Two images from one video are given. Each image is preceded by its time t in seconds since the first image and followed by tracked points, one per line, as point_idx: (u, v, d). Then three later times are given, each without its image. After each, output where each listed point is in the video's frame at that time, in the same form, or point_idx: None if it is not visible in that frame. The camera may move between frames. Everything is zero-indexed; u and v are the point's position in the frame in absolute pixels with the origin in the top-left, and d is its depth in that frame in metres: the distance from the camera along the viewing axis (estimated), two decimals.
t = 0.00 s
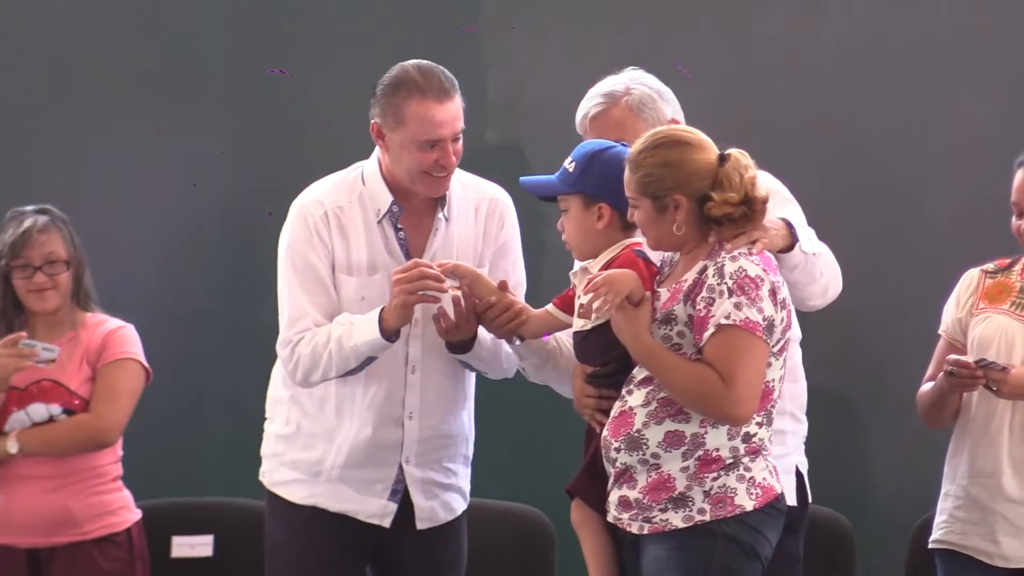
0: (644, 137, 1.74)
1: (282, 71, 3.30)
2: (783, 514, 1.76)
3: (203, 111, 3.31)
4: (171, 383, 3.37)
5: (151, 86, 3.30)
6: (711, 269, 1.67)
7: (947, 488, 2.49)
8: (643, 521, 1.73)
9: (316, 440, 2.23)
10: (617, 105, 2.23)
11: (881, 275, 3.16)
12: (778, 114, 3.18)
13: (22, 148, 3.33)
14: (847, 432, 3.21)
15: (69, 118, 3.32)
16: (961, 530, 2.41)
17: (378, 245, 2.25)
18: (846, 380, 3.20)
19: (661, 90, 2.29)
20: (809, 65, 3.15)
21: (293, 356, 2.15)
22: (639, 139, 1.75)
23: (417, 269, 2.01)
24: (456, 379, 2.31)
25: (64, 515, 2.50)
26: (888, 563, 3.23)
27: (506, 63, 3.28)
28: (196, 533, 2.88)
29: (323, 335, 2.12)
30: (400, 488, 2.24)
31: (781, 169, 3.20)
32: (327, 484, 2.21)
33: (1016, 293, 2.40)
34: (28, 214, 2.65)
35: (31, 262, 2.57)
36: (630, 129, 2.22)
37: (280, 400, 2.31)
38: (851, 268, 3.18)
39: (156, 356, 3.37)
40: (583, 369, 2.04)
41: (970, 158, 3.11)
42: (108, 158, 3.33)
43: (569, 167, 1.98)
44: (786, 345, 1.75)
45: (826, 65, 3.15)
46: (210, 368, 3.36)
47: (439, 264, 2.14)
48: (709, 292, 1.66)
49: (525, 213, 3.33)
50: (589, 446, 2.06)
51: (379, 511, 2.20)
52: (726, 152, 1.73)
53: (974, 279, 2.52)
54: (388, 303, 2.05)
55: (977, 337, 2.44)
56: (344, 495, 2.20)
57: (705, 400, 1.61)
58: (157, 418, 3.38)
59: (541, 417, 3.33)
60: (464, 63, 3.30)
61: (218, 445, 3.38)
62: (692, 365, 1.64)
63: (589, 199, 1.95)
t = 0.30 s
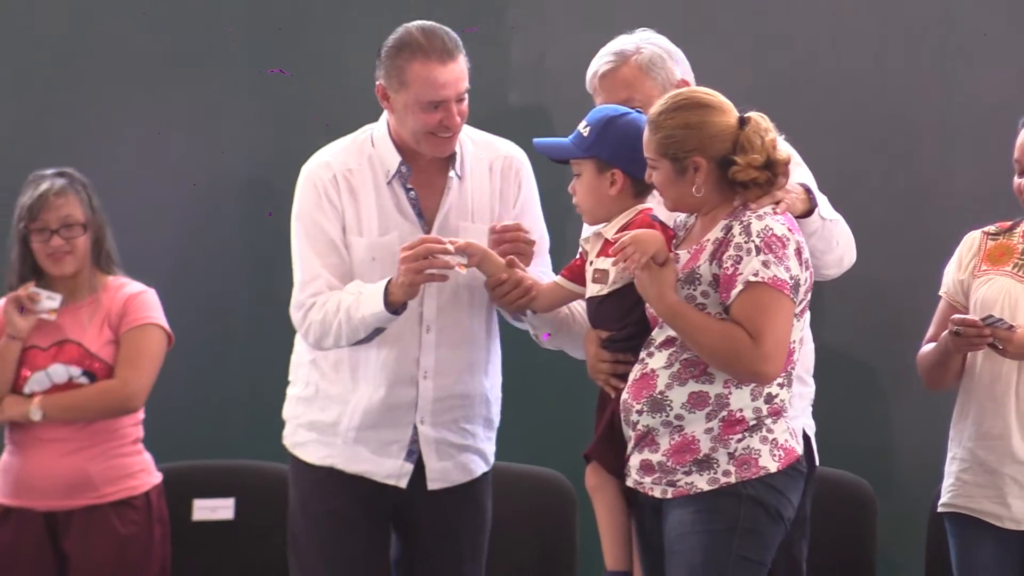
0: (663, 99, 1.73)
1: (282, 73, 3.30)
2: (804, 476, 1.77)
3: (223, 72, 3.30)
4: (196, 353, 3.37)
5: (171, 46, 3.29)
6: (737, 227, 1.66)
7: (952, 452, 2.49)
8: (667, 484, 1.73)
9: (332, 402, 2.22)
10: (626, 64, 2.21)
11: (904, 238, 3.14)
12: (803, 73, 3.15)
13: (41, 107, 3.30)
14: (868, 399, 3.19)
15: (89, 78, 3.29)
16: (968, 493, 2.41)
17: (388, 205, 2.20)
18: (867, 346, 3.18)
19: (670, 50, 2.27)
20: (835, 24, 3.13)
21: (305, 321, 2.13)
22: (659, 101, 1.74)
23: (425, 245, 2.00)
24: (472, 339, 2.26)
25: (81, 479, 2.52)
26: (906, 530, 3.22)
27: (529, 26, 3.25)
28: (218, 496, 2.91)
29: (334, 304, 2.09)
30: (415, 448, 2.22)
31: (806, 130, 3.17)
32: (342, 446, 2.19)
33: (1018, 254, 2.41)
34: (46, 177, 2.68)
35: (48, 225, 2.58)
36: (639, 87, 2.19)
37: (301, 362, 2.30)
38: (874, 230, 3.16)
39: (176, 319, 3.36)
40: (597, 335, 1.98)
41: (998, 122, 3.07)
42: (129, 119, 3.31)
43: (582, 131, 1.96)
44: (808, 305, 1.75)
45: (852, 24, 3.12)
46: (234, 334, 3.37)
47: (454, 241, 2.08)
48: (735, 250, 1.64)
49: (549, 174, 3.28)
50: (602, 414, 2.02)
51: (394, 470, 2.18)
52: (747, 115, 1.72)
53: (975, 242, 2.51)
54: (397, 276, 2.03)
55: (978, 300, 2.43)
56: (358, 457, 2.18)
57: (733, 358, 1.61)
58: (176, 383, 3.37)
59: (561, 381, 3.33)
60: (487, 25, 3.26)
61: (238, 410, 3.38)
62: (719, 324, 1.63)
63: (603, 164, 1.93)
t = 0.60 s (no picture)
0: (683, 90, 1.73)
1: (282, 71, 3.30)
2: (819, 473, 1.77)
3: (240, 65, 3.31)
4: (211, 350, 3.37)
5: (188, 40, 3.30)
6: (759, 218, 1.66)
7: (960, 456, 2.47)
8: (686, 480, 1.72)
9: (331, 400, 2.17)
10: (627, 60, 2.19)
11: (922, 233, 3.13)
12: (821, 65, 3.14)
13: (61, 99, 3.32)
14: (883, 396, 3.17)
15: (107, 71, 3.31)
16: (977, 497, 2.40)
17: (380, 193, 2.15)
18: (884, 342, 3.16)
19: (668, 45, 2.26)
20: (853, 17, 3.11)
21: (305, 320, 2.06)
22: (680, 91, 1.74)
23: (426, 266, 1.94)
24: (468, 319, 2.23)
25: (93, 476, 2.52)
26: (924, 527, 3.20)
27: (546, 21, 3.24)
28: (231, 492, 2.91)
29: (334, 309, 2.02)
30: (421, 432, 2.18)
31: (823, 123, 3.15)
32: (348, 441, 2.14)
33: (1012, 255, 2.39)
34: (61, 172, 2.69)
35: (61, 220, 2.60)
36: (641, 84, 2.18)
37: (292, 366, 2.24)
38: (892, 226, 3.14)
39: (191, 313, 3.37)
40: (606, 335, 1.94)
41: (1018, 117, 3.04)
42: (146, 112, 3.32)
43: (590, 131, 1.94)
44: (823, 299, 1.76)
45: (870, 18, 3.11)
46: (249, 331, 3.36)
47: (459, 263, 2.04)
48: (757, 240, 1.64)
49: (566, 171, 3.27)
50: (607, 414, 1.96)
51: (403, 458, 2.14)
52: (766, 109, 1.72)
53: (969, 245, 2.50)
54: (399, 293, 1.98)
55: (975, 303, 2.41)
56: (364, 449, 2.14)
57: (757, 347, 1.60)
58: (190, 376, 3.37)
59: (576, 378, 3.32)
60: (504, 20, 3.26)
61: (252, 405, 3.38)
62: (743, 312, 1.62)
63: (613, 165, 1.92)
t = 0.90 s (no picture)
0: (707, 87, 1.76)
1: (281, 71, 3.30)
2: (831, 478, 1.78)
3: (251, 71, 3.31)
4: (219, 357, 3.37)
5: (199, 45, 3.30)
6: (774, 222, 1.66)
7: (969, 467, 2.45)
8: (703, 487, 1.71)
9: (324, 402, 2.15)
10: (629, 65, 2.17)
11: (935, 236, 3.12)
12: (833, 66, 3.12)
13: (72, 104, 3.33)
14: (900, 398, 3.15)
15: (119, 76, 3.31)
16: (990, 510, 2.37)
17: (381, 191, 2.14)
18: (897, 345, 3.14)
19: (669, 50, 2.23)
20: (864, 20, 3.10)
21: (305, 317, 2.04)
22: (702, 89, 1.77)
23: (423, 277, 1.95)
24: (460, 323, 2.23)
25: (106, 482, 2.52)
26: (938, 532, 3.17)
27: (557, 26, 3.23)
28: (242, 498, 2.91)
29: (335, 310, 2.00)
30: (415, 436, 2.16)
31: (837, 124, 3.13)
32: (343, 443, 2.13)
33: (1008, 264, 2.37)
34: (72, 180, 2.71)
35: (73, 226, 2.61)
36: (643, 87, 2.15)
37: (288, 370, 2.23)
38: (906, 228, 3.13)
39: (202, 317, 3.37)
40: (616, 341, 1.91)
41: None
42: (158, 117, 3.32)
43: (585, 143, 1.94)
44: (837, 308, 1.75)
45: (883, 18, 3.10)
46: (257, 339, 3.36)
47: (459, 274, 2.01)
48: (773, 243, 1.64)
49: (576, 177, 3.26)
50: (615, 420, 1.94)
51: (399, 462, 2.13)
52: (786, 115, 1.73)
53: (964, 255, 2.48)
54: (398, 304, 1.98)
55: (974, 314, 2.40)
56: (359, 453, 2.13)
57: (772, 347, 1.59)
58: (201, 380, 3.37)
59: (587, 382, 3.31)
60: (513, 25, 3.25)
61: (263, 410, 3.38)
62: (758, 314, 1.61)
63: (611, 172, 1.91)
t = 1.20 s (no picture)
0: (730, 108, 1.75)
1: (282, 71, 3.28)
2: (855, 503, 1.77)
3: (260, 98, 3.29)
4: (222, 385, 3.33)
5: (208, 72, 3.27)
6: (798, 243, 1.63)
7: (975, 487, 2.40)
8: (739, 517, 1.66)
9: (343, 419, 2.13)
10: (646, 83, 2.12)
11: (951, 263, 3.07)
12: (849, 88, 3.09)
13: (73, 130, 3.28)
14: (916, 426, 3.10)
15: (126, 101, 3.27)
16: (993, 531, 2.32)
17: (407, 209, 2.14)
18: (913, 370, 3.08)
19: (683, 73, 2.20)
20: (869, 45, 3.09)
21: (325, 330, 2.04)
22: (724, 110, 1.76)
23: (431, 302, 1.91)
24: (483, 346, 2.19)
25: (114, 509, 2.48)
26: (951, 558, 3.13)
27: (565, 49, 3.16)
28: (249, 524, 2.87)
29: (351, 326, 1.99)
30: (432, 457, 2.13)
31: (851, 148, 3.10)
32: (360, 462, 2.10)
33: None
34: (77, 202, 2.68)
35: (78, 249, 2.59)
36: (659, 107, 2.11)
37: (312, 390, 2.21)
38: (923, 253, 3.10)
39: (208, 345, 3.32)
40: (639, 365, 1.87)
41: None
42: (164, 142, 3.29)
43: (605, 162, 1.92)
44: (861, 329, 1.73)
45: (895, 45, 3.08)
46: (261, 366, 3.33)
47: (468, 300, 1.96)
48: (797, 263, 1.61)
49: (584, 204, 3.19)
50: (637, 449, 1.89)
51: (414, 483, 2.09)
52: (809, 138, 1.72)
53: (983, 276, 2.43)
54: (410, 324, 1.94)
55: (989, 336, 2.35)
56: (377, 472, 2.10)
57: (800, 368, 1.57)
58: (210, 407, 3.34)
59: (596, 409, 3.26)
60: (520, 48, 3.17)
61: (273, 436, 3.35)
62: (785, 335, 1.59)
63: (632, 193, 1.89)
